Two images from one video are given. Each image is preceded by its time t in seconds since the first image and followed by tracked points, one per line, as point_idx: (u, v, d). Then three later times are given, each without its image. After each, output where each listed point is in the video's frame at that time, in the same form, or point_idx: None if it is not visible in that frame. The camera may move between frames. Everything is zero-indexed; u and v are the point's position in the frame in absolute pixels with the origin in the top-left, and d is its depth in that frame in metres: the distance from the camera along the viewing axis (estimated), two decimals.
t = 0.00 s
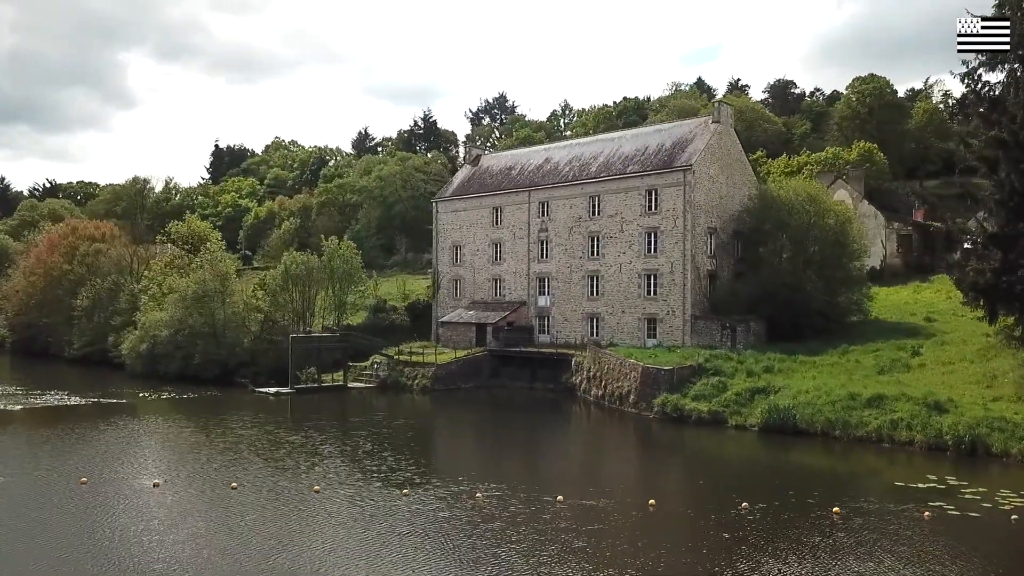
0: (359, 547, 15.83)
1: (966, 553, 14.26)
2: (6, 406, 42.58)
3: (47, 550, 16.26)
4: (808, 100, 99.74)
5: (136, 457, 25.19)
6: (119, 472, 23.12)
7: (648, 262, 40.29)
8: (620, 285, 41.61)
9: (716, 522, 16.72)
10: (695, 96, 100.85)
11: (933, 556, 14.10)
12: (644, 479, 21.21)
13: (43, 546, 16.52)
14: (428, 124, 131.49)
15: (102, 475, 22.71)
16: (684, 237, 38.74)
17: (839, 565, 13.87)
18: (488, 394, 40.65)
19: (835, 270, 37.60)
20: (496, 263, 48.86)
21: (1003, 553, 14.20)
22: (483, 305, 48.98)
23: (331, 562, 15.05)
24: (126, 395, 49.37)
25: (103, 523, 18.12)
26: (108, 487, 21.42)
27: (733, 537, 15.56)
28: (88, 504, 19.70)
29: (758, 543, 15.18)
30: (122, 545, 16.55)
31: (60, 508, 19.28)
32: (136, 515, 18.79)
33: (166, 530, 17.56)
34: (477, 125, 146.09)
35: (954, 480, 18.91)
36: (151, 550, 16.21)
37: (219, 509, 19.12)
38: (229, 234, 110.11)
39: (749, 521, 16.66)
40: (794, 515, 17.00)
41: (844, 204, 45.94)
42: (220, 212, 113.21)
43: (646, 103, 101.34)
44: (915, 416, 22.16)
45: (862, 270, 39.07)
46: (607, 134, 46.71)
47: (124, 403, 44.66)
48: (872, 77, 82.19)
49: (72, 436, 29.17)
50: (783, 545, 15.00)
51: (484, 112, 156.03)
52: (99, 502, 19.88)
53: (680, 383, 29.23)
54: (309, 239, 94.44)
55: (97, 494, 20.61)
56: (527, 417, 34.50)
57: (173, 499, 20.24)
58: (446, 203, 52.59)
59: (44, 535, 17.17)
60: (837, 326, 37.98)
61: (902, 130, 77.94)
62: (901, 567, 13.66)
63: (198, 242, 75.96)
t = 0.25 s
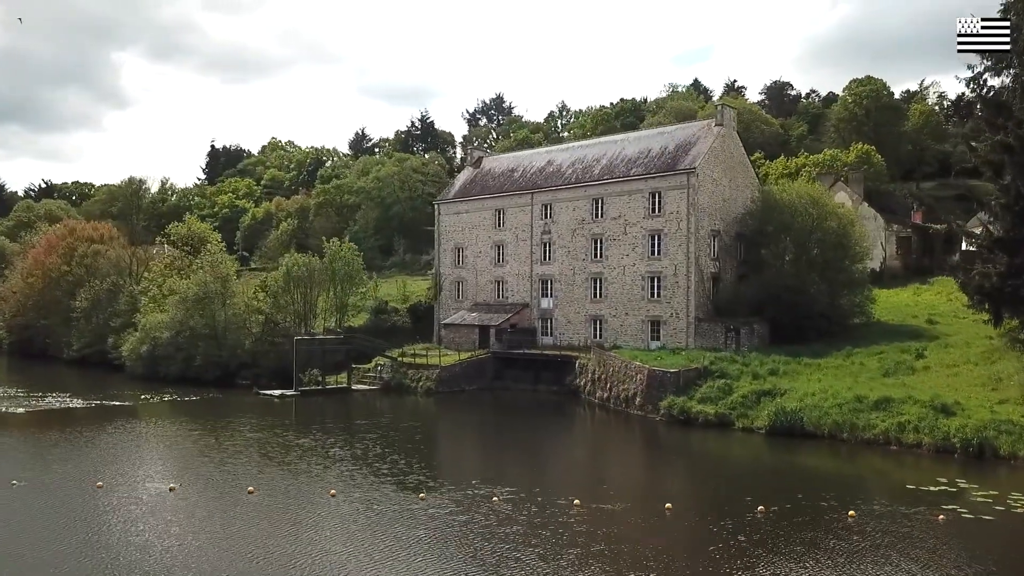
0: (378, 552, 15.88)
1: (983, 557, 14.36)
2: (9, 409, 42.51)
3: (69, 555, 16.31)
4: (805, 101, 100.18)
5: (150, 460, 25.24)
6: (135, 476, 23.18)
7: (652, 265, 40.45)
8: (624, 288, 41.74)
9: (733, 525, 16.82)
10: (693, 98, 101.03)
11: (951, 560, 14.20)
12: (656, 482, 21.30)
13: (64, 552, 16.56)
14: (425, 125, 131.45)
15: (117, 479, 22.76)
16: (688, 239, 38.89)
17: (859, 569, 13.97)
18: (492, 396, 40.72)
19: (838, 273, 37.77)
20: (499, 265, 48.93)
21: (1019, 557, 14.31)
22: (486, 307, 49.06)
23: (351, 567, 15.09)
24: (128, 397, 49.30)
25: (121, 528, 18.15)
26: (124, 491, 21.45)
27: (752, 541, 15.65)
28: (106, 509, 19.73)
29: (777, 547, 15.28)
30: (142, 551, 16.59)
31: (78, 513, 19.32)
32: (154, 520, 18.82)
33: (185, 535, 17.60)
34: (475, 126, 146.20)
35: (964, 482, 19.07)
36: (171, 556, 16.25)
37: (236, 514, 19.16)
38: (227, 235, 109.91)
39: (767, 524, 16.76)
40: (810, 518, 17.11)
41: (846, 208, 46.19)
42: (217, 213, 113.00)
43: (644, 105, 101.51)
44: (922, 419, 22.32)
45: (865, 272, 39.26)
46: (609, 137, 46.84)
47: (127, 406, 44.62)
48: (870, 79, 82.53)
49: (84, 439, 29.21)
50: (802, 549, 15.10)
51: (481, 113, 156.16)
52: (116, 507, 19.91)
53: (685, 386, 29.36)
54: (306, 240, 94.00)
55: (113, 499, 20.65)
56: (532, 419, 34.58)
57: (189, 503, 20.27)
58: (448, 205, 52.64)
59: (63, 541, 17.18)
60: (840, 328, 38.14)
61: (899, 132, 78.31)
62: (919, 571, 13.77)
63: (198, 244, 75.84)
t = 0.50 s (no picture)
0: (397, 556, 15.93)
1: (999, 560, 14.47)
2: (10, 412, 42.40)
3: (88, 560, 16.32)
4: (801, 103, 100.50)
5: (163, 463, 25.27)
6: (148, 480, 23.21)
7: (654, 267, 40.61)
8: (626, 290, 41.88)
9: (750, 528, 16.93)
10: (690, 100, 101.26)
11: (968, 564, 14.31)
12: (668, 484, 21.40)
13: (83, 556, 16.59)
14: (421, 126, 131.47)
15: (131, 484, 22.79)
16: (691, 242, 39.05)
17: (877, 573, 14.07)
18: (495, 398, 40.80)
19: (840, 275, 37.93)
20: (501, 267, 49.01)
21: None
22: (488, 309, 49.14)
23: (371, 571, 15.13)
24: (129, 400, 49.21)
25: (139, 533, 18.17)
26: (139, 495, 21.48)
27: (770, 545, 15.74)
28: (121, 513, 19.77)
29: (795, 550, 15.39)
30: (161, 555, 16.62)
31: (94, 517, 19.36)
32: (171, 524, 18.85)
33: (203, 539, 17.64)
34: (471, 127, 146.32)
35: (972, 484, 19.23)
36: (190, 560, 16.30)
37: (253, 518, 19.18)
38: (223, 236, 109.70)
39: (784, 527, 16.86)
40: (826, 521, 17.22)
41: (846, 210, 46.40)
42: (213, 214, 112.78)
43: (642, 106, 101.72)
44: (928, 421, 22.50)
45: (866, 275, 39.46)
46: (611, 139, 46.98)
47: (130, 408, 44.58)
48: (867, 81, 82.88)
49: (95, 442, 29.21)
50: (820, 553, 15.20)
51: (477, 114, 156.28)
52: (132, 511, 19.92)
53: (690, 388, 29.49)
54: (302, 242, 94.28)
55: (128, 503, 20.67)
56: (537, 421, 34.65)
57: (205, 506, 20.29)
58: (449, 207, 52.67)
59: (81, 546, 17.20)
60: (842, 330, 38.31)
61: (896, 134, 78.71)
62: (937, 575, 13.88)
63: (196, 245, 75.70)
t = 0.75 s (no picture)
0: (409, 562, 15.94)
1: (1003, 562, 14.71)
2: None
3: (98, 568, 16.23)
4: (787, 106, 101.30)
5: (164, 468, 25.18)
6: (151, 485, 23.12)
7: (648, 270, 40.84)
8: (620, 293, 42.07)
9: (758, 531, 17.08)
10: (678, 102, 101.76)
11: (974, 566, 14.53)
12: (672, 487, 21.54)
13: (93, 564, 16.49)
14: (409, 126, 131.26)
15: (135, 490, 22.68)
16: (685, 245, 39.29)
17: None
18: (490, 401, 40.85)
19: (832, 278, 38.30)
20: (494, 269, 49.05)
21: None
22: (481, 311, 49.18)
23: None
24: (119, 403, 48.83)
25: (147, 540, 18.06)
26: (144, 501, 21.35)
27: (779, 549, 15.90)
28: (127, 519, 19.69)
29: (804, 553, 15.55)
30: (171, 562, 16.55)
31: (101, 525, 19.23)
32: (179, 530, 18.75)
33: (212, 546, 17.57)
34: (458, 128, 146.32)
35: (969, 486, 19.52)
36: (200, 566, 16.28)
37: (261, 524, 19.11)
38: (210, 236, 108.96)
39: (790, 531, 17.04)
40: (832, 524, 17.41)
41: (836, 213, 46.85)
42: (199, 214, 111.95)
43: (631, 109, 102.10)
44: (923, 424, 22.80)
45: (858, 278, 39.86)
46: (604, 142, 47.16)
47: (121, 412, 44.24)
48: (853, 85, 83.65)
49: (93, 447, 28.97)
50: (829, 556, 15.38)
51: (464, 115, 156.29)
52: (138, 518, 19.80)
53: (687, 391, 29.69)
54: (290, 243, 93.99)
55: (134, 510, 20.54)
56: (532, 424, 34.73)
57: (212, 512, 20.21)
58: (442, 209, 52.62)
59: (90, 553, 17.08)
60: (833, 332, 38.68)
61: (882, 138, 79.55)
62: None
63: (185, 246, 75.15)
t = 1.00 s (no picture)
0: (421, 567, 15.99)
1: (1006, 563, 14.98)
2: None
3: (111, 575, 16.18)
4: (773, 108, 102.02)
5: (166, 474, 25.07)
6: (155, 490, 22.99)
7: (642, 273, 41.07)
8: (614, 295, 42.27)
9: (765, 534, 17.28)
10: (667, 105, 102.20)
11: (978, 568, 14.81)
12: (675, 489, 21.72)
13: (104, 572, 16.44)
14: (397, 127, 130.97)
15: (140, 495, 22.57)
16: (679, 248, 39.54)
17: None
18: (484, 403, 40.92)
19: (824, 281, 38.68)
20: (487, 271, 49.10)
21: None
22: (474, 313, 49.21)
23: None
24: (108, 407, 48.40)
25: (156, 547, 18.00)
26: (150, 507, 21.26)
27: (788, 551, 16.10)
28: (134, 526, 19.61)
29: (812, 556, 15.77)
30: (182, 569, 16.50)
31: (108, 532, 19.13)
32: (187, 536, 18.70)
33: (223, 552, 17.54)
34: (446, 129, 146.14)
35: (966, 488, 19.83)
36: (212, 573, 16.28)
37: (270, 529, 19.07)
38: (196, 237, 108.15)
39: (797, 533, 17.26)
40: (838, 526, 17.64)
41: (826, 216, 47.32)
42: (185, 215, 111.04)
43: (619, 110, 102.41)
44: (918, 426, 23.11)
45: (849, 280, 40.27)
46: (597, 145, 47.34)
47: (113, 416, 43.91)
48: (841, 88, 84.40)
49: (93, 452, 28.78)
50: (837, 558, 15.59)
51: (451, 116, 156.06)
52: (146, 524, 19.73)
53: (683, 393, 29.89)
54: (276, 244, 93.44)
55: (140, 516, 20.46)
56: (528, 426, 34.83)
57: (220, 518, 20.17)
58: (434, 211, 52.56)
59: (100, 561, 17.01)
60: (825, 335, 39.05)
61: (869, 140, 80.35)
62: None
63: (173, 247, 74.57)
